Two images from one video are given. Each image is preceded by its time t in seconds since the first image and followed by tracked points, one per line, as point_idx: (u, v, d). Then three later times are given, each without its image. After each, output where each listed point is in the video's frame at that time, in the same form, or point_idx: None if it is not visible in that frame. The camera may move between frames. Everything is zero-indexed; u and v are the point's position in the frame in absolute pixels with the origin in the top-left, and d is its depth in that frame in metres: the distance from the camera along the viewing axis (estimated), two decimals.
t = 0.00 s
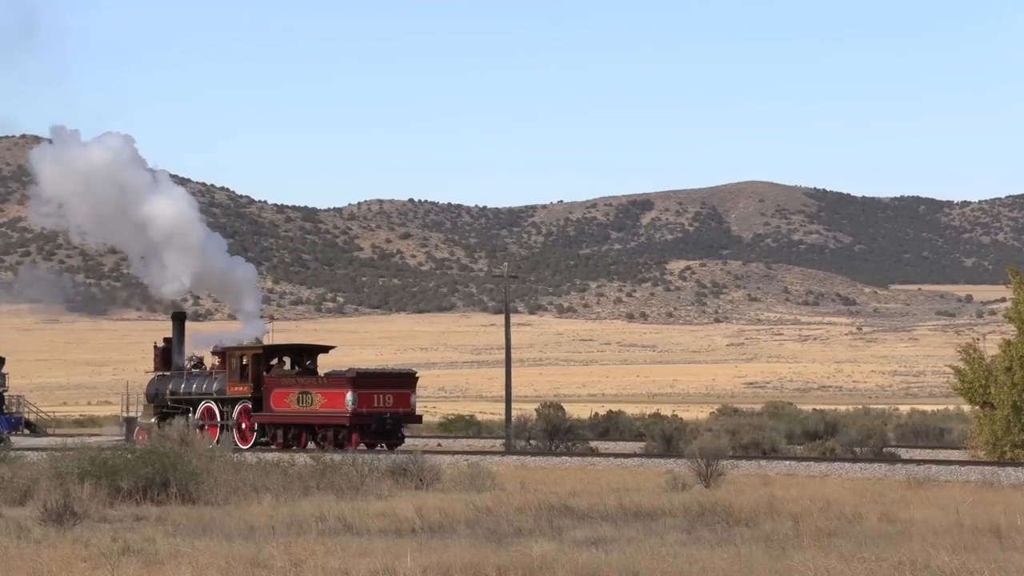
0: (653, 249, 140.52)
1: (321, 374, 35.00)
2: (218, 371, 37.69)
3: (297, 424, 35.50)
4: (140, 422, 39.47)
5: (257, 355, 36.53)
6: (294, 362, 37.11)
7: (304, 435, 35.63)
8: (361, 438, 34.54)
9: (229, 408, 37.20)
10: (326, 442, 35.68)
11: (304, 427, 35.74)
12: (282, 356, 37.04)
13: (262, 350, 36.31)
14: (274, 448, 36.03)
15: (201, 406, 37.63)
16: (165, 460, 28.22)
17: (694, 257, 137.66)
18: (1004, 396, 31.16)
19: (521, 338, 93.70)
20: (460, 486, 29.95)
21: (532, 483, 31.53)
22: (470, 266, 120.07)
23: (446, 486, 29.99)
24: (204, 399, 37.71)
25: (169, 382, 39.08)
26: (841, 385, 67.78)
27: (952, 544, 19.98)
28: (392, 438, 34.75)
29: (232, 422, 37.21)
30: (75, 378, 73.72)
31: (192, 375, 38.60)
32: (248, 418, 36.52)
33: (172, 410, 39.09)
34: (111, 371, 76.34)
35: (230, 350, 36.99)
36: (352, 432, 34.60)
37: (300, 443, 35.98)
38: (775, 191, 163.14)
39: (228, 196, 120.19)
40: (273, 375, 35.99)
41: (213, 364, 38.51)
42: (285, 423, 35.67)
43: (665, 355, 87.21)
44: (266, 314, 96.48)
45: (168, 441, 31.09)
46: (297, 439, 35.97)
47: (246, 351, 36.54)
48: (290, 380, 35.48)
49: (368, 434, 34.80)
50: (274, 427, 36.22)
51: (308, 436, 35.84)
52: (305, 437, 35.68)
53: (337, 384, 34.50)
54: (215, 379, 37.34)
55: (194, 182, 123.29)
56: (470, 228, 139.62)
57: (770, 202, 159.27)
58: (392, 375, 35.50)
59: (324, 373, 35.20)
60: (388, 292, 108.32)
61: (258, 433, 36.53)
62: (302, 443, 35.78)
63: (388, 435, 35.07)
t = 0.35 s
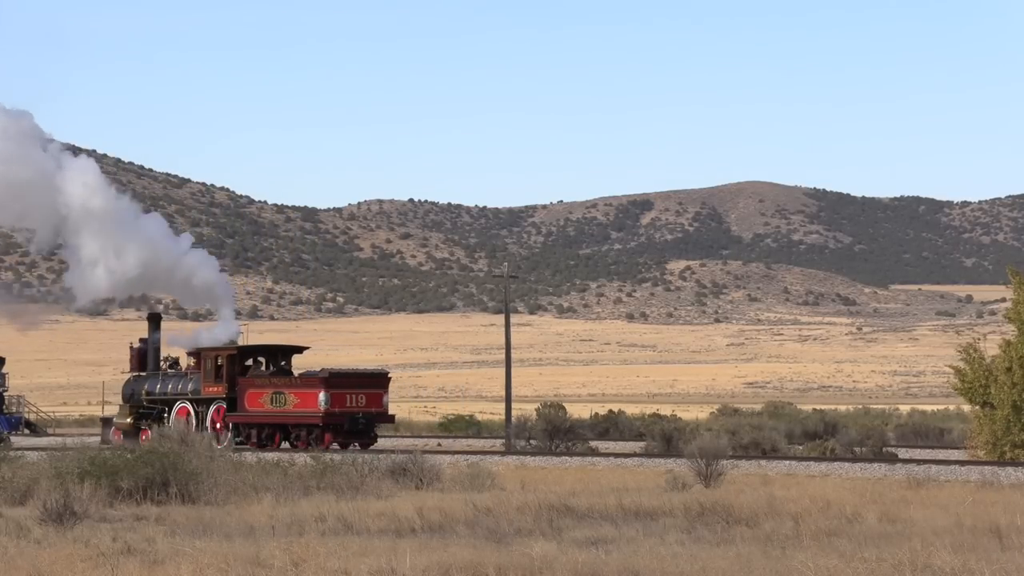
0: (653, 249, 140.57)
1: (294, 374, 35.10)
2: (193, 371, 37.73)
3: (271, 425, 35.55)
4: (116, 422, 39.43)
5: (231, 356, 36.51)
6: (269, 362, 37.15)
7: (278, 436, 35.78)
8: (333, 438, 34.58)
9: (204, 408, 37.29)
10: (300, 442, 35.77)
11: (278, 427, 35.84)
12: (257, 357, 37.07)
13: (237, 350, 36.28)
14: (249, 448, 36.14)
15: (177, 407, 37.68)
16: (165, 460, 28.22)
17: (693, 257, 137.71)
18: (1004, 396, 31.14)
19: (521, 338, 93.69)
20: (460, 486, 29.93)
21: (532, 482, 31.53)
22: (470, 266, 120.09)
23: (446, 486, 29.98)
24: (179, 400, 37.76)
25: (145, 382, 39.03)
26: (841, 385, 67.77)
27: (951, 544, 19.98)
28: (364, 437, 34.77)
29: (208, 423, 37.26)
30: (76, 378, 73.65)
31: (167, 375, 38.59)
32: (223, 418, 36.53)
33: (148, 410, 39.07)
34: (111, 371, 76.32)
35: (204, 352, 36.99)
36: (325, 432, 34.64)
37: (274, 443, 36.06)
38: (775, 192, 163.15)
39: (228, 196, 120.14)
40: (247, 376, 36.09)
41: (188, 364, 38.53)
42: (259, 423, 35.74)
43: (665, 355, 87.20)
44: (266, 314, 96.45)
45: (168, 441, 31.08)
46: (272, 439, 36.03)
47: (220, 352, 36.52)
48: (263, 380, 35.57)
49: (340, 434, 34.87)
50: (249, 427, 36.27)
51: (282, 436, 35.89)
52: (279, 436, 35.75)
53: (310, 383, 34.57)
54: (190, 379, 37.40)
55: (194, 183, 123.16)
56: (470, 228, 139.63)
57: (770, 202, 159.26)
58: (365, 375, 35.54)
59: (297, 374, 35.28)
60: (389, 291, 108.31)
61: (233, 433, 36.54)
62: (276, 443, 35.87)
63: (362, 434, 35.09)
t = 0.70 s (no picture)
0: (653, 249, 140.56)
1: (269, 375, 35.26)
2: (168, 371, 37.49)
3: (246, 424, 35.63)
4: (93, 422, 39.30)
5: (207, 356, 36.46)
6: (243, 363, 37.14)
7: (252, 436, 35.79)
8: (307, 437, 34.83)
9: (179, 407, 37.01)
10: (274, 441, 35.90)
11: (252, 427, 35.94)
12: (230, 357, 37.01)
13: (212, 351, 36.25)
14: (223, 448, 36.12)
15: (152, 407, 37.48)
16: (166, 460, 28.20)
17: (693, 257, 137.69)
18: (1004, 396, 31.13)
19: (520, 338, 93.66)
20: (460, 486, 29.93)
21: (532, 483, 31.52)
22: (470, 265, 120.14)
23: (446, 486, 29.96)
24: (155, 400, 37.54)
25: (121, 382, 38.85)
26: (841, 385, 67.71)
27: (951, 545, 19.96)
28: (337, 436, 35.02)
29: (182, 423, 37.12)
30: (75, 378, 73.54)
31: (143, 375, 38.39)
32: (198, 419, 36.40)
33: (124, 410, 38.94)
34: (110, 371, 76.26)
35: (180, 352, 36.90)
36: (299, 432, 34.90)
37: (248, 442, 36.17)
38: (776, 192, 163.12)
39: (227, 195, 120.11)
40: (221, 376, 36.14)
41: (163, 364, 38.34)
42: (233, 424, 35.78)
43: (665, 354, 87.18)
44: (265, 314, 96.40)
45: (168, 441, 31.08)
46: (246, 439, 36.14)
47: (195, 352, 36.48)
48: (238, 380, 35.64)
49: (314, 433, 35.07)
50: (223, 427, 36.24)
51: (256, 436, 36.06)
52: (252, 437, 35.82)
53: (283, 384, 34.81)
54: (165, 379, 37.21)
55: (194, 183, 123.07)
56: (470, 228, 139.57)
57: (770, 202, 159.27)
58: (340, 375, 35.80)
59: (271, 374, 35.46)
60: (389, 291, 108.29)
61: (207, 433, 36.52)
62: (250, 443, 35.99)
63: (335, 434, 35.33)
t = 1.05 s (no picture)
0: (653, 249, 140.46)
1: (245, 374, 35.25)
2: (145, 371, 37.58)
3: (222, 424, 35.58)
4: (71, 422, 39.49)
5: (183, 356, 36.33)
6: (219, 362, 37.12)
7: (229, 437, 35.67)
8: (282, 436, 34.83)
9: (155, 407, 37.03)
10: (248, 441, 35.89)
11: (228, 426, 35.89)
12: (206, 357, 36.92)
13: (189, 351, 36.14)
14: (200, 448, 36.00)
15: (129, 407, 37.59)
16: (166, 460, 28.16)
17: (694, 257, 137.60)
18: (1005, 396, 31.09)
19: (521, 338, 93.62)
20: (460, 486, 29.87)
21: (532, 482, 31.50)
22: (470, 265, 120.06)
23: (446, 486, 29.92)
24: (131, 400, 37.65)
25: (98, 382, 39.00)
26: (841, 384, 67.64)
27: (953, 544, 19.90)
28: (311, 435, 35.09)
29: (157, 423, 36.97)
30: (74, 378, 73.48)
31: (120, 376, 38.52)
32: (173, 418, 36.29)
33: (101, 409, 39.09)
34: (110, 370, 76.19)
35: (156, 352, 36.79)
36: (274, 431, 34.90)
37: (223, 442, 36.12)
38: (776, 192, 162.95)
39: (227, 195, 120.01)
40: (197, 376, 36.09)
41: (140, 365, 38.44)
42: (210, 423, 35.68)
43: (665, 354, 87.11)
44: (266, 313, 96.42)
45: (168, 441, 31.04)
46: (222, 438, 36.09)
47: (172, 352, 36.37)
48: (214, 380, 35.60)
49: (289, 433, 35.12)
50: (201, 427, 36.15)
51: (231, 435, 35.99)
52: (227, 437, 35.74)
53: (258, 383, 34.78)
54: (142, 379, 37.28)
55: (194, 183, 122.96)
56: (470, 228, 139.48)
57: (770, 202, 159.12)
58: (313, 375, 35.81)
59: (247, 374, 35.42)
60: (389, 291, 108.23)
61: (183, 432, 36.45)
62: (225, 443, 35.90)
63: (310, 433, 35.41)
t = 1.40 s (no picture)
0: (656, 248, 140.47)
1: (223, 375, 35.30)
2: (125, 372, 37.59)
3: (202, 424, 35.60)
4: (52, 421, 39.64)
5: (162, 357, 36.44)
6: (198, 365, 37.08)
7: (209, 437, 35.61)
8: (259, 437, 34.79)
9: (135, 407, 37.04)
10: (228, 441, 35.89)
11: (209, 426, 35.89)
12: (185, 358, 36.95)
13: (167, 351, 36.23)
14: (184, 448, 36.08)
15: (109, 407, 37.60)
16: (169, 459, 28.17)
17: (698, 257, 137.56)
18: (1008, 395, 31.06)
19: (524, 338, 93.61)
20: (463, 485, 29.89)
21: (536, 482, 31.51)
22: (474, 264, 120.08)
23: (450, 486, 29.94)
24: (111, 401, 37.66)
25: (78, 383, 39.03)
26: (845, 384, 67.59)
27: (954, 544, 19.90)
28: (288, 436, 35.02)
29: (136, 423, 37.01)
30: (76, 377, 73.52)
31: (101, 376, 38.50)
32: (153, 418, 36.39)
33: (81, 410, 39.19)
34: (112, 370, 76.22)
35: (136, 352, 36.89)
36: (251, 431, 34.85)
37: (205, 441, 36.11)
38: (779, 192, 162.85)
39: (230, 195, 120.04)
40: (177, 377, 36.17)
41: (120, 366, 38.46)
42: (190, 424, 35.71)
43: (668, 354, 87.06)
44: (269, 313, 96.54)
45: (172, 441, 31.06)
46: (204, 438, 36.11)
47: (151, 353, 36.47)
48: (193, 380, 35.63)
49: (267, 433, 35.06)
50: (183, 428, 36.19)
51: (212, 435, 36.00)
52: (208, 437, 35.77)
53: (236, 383, 34.84)
54: (122, 380, 37.27)
55: (198, 183, 123.03)
56: (473, 228, 139.52)
57: (773, 202, 159.05)
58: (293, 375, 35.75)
59: (226, 374, 35.45)
60: (393, 291, 108.24)
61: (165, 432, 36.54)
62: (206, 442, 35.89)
63: (288, 433, 35.35)
